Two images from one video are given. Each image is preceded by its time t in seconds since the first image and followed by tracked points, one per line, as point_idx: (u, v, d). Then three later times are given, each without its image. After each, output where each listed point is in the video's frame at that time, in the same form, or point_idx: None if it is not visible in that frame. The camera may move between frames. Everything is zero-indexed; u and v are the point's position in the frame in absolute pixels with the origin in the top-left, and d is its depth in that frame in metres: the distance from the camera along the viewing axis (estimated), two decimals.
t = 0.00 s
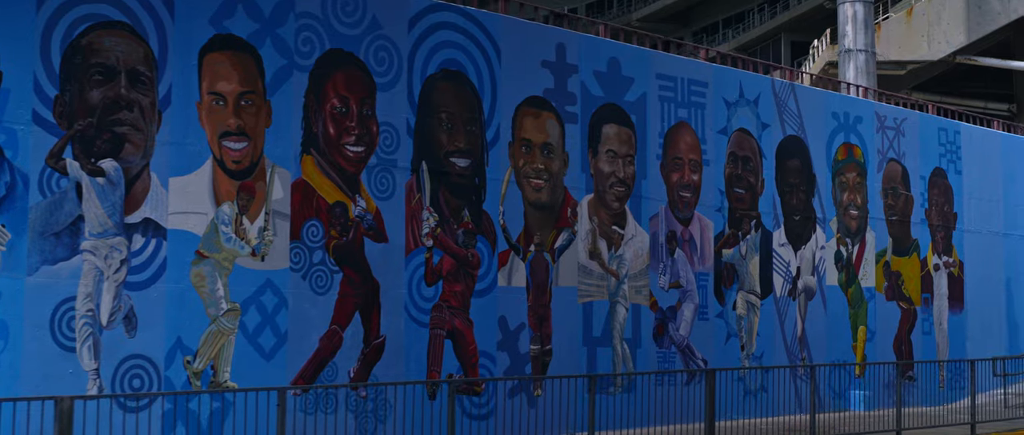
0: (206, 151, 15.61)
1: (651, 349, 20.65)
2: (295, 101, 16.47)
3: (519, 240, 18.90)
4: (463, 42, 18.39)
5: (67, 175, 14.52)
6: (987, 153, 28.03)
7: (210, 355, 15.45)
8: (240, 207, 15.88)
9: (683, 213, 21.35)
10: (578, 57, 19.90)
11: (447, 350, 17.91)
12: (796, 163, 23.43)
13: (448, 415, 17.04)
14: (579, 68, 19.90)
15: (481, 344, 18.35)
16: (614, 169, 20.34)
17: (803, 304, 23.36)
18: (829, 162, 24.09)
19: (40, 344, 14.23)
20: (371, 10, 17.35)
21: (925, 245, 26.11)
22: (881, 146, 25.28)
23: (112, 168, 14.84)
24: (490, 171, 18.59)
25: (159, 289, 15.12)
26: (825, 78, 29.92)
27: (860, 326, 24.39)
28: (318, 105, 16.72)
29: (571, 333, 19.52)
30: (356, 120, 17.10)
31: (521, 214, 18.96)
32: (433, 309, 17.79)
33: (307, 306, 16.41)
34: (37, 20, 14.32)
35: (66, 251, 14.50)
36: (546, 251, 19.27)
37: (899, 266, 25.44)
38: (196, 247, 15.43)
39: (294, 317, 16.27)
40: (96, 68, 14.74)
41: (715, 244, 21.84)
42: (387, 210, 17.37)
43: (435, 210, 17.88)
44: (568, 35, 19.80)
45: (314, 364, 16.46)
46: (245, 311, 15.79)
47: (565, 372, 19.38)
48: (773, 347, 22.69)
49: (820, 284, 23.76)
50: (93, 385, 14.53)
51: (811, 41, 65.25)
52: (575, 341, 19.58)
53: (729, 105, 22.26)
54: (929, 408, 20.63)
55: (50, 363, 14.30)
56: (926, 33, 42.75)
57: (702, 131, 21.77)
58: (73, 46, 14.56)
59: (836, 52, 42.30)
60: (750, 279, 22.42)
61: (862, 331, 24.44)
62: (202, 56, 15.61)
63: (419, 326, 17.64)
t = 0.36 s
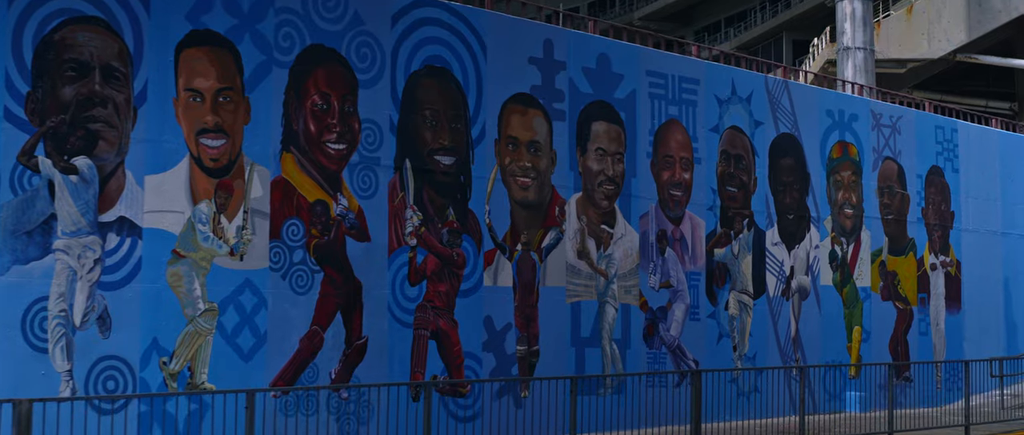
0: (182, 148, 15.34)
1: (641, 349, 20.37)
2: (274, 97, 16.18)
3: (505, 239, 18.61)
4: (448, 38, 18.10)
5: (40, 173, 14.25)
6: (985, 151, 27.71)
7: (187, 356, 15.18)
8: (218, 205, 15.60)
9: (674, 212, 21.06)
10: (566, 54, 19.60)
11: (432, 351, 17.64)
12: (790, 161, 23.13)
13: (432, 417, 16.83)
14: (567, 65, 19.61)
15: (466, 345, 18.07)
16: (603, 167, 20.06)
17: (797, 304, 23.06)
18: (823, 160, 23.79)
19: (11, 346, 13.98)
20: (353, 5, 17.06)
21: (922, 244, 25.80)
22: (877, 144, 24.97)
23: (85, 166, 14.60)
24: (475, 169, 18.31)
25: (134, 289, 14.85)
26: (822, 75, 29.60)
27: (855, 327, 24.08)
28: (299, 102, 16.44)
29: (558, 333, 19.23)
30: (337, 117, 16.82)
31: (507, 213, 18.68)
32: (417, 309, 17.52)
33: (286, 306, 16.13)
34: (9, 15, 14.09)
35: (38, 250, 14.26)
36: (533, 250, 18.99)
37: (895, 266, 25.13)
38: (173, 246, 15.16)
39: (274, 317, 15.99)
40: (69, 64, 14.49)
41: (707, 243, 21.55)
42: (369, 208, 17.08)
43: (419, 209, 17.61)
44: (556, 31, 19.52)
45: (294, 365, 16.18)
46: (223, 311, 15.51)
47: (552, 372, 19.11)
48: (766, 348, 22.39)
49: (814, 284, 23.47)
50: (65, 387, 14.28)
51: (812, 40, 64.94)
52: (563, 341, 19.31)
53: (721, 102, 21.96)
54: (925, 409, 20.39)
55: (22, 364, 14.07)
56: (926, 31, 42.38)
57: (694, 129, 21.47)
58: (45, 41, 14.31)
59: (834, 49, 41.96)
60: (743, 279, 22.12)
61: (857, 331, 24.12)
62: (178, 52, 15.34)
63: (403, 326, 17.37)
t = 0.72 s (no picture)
0: (157, 144, 15.06)
1: (629, 349, 20.07)
2: (252, 92, 15.88)
3: (490, 237, 18.32)
4: (432, 32, 17.81)
5: (8, 169, 14.04)
6: (983, 149, 27.36)
7: (161, 356, 14.89)
8: (193, 202, 15.33)
9: (664, 209, 20.77)
10: (553, 49, 19.30)
11: (414, 351, 17.35)
12: (783, 158, 22.82)
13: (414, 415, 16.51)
14: (554, 60, 19.30)
15: (449, 345, 17.78)
16: (591, 164, 19.76)
17: (790, 303, 22.75)
18: (817, 158, 23.48)
19: None
20: None
21: (918, 243, 25.46)
22: (872, 141, 24.64)
23: (55, 161, 14.36)
24: (459, 165, 18.02)
25: (106, 287, 14.58)
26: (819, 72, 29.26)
27: (849, 326, 23.76)
28: (277, 97, 16.15)
29: (545, 333, 18.94)
30: (316, 112, 16.54)
31: (492, 210, 18.38)
32: (399, 308, 17.24)
33: (264, 305, 15.84)
34: None
35: (7, 247, 14.05)
36: (518, 248, 18.69)
37: (890, 264, 24.80)
38: (146, 243, 14.89)
39: (251, 316, 15.71)
40: (39, 58, 14.26)
41: (698, 241, 21.24)
42: (349, 205, 16.79)
43: (401, 206, 17.33)
44: (543, 26, 19.21)
45: (271, 365, 15.89)
46: (198, 310, 15.23)
47: (538, 373, 18.81)
48: (758, 347, 22.08)
49: (807, 283, 23.15)
50: (35, 386, 14.06)
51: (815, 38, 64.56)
52: (550, 341, 19.01)
53: (712, 98, 21.66)
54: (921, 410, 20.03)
55: None
56: (927, 28, 41.78)
57: (684, 125, 21.17)
58: (15, 35, 14.05)
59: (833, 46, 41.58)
60: (734, 278, 21.81)
61: (851, 330, 23.80)
62: (153, 45, 15.06)
63: (384, 325, 17.09)
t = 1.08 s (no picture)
0: (128, 143, 14.81)
1: (615, 351, 19.80)
2: (226, 91, 15.60)
3: (471, 238, 18.06)
4: (412, 30, 17.54)
5: None
6: (978, 148, 27.05)
7: (132, 359, 14.64)
8: (165, 203, 15.07)
9: (650, 210, 20.49)
10: (537, 47, 19.03)
11: (393, 354, 17.08)
12: (773, 157, 22.54)
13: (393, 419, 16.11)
14: (538, 59, 19.03)
15: (430, 347, 17.51)
16: (576, 164, 19.49)
17: (780, 304, 22.46)
18: (808, 157, 23.20)
19: None
20: None
21: (912, 243, 25.17)
22: (864, 140, 24.35)
23: (23, 162, 14.06)
24: (440, 165, 17.76)
25: (76, 289, 14.34)
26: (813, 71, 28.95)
27: (841, 327, 23.48)
28: (252, 96, 15.87)
29: (528, 335, 18.67)
30: (293, 112, 16.27)
31: (474, 210, 18.12)
32: (378, 310, 16.98)
33: (238, 308, 15.58)
34: None
35: None
36: (501, 249, 18.43)
37: (883, 265, 24.52)
38: (117, 245, 14.63)
39: (225, 318, 15.45)
40: (7, 56, 13.96)
41: (685, 242, 20.97)
42: (327, 205, 16.53)
43: (380, 207, 17.07)
44: (526, 23, 18.94)
45: (246, 368, 15.63)
46: (170, 313, 14.98)
47: (521, 375, 18.54)
48: (748, 350, 21.80)
49: (798, 284, 22.87)
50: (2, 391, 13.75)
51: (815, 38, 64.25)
52: (533, 343, 18.74)
53: (700, 97, 21.38)
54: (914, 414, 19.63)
55: None
56: (925, 27, 41.29)
57: (671, 125, 20.90)
58: None
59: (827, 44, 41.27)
60: (723, 279, 21.53)
61: (843, 332, 23.52)
62: (124, 44, 14.81)
63: (362, 328, 16.83)
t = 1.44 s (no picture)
0: (98, 138, 14.56)
1: (600, 351, 19.53)
2: (200, 86, 15.31)
3: (453, 236, 17.79)
4: (391, 24, 17.25)
5: None
6: (972, 146, 26.74)
7: (101, 358, 14.39)
8: (137, 199, 14.80)
9: (637, 207, 20.22)
10: (520, 42, 18.74)
11: (371, 353, 16.81)
12: (763, 155, 22.26)
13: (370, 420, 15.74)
14: (521, 54, 18.74)
15: (409, 347, 17.24)
16: (560, 161, 19.22)
17: (769, 303, 22.18)
18: (798, 155, 22.90)
19: None
20: None
21: (904, 242, 24.87)
22: (856, 138, 24.05)
23: None
24: (421, 162, 17.48)
25: (43, 287, 14.09)
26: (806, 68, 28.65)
27: (832, 327, 23.19)
28: (226, 91, 15.58)
29: (511, 334, 18.39)
30: (268, 107, 15.98)
31: (455, 208, 17.85)
32: (356, 309, 16.70)
33: (212, 306, 15.30)
34: None
35: None
36: (483, 247, 18.16)
37: (875, 264, 24.23)
38: (86, 242, 14.39)
39: (198, 317, 15.17)
40: None
41: (673, 240, 20.69)
42: (303, 202, 16.25)
43: (358, 203, 16.80)
44: (509, 18, 18.66)
45: (220, 367, 15.35)
46: (141, 311, 14.71)
47: (504, 375, 18.26)
48: (737, 350, 21.51)
49: (788, 283, 22.58)
50: None
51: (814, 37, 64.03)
52: (516, 343, 18.46)
53: (688, 93, 21.09)
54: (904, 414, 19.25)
55: None
56: (922, 25, 40.58)
57: (658, 121, 20.62)
58: None
59: (824, 43, 40.95)
60: (711, 278, 21.24)
61: (834, 332, 23.24)
62: (94, 37, 14.54)
63: (340, 327, 16.55)
